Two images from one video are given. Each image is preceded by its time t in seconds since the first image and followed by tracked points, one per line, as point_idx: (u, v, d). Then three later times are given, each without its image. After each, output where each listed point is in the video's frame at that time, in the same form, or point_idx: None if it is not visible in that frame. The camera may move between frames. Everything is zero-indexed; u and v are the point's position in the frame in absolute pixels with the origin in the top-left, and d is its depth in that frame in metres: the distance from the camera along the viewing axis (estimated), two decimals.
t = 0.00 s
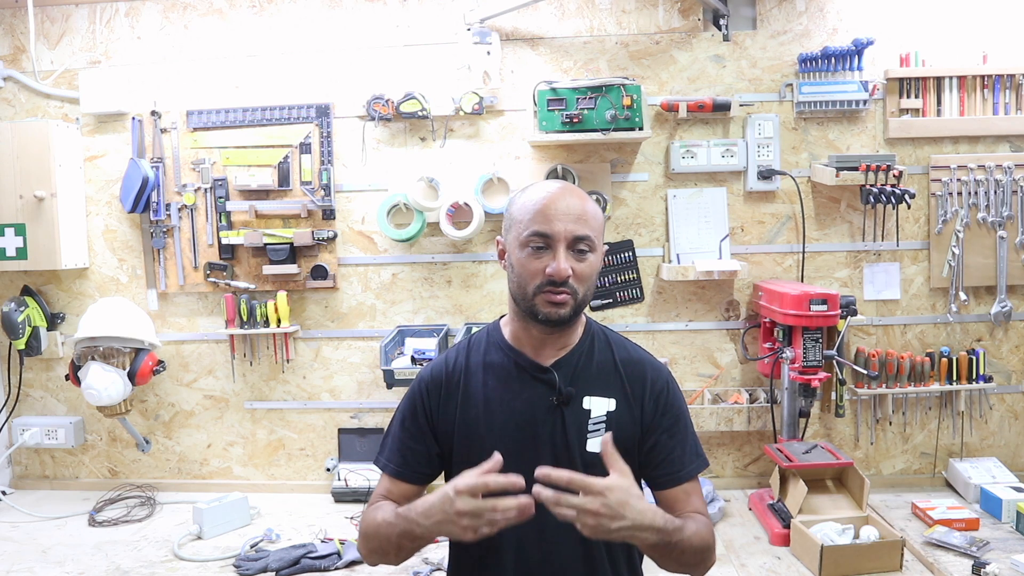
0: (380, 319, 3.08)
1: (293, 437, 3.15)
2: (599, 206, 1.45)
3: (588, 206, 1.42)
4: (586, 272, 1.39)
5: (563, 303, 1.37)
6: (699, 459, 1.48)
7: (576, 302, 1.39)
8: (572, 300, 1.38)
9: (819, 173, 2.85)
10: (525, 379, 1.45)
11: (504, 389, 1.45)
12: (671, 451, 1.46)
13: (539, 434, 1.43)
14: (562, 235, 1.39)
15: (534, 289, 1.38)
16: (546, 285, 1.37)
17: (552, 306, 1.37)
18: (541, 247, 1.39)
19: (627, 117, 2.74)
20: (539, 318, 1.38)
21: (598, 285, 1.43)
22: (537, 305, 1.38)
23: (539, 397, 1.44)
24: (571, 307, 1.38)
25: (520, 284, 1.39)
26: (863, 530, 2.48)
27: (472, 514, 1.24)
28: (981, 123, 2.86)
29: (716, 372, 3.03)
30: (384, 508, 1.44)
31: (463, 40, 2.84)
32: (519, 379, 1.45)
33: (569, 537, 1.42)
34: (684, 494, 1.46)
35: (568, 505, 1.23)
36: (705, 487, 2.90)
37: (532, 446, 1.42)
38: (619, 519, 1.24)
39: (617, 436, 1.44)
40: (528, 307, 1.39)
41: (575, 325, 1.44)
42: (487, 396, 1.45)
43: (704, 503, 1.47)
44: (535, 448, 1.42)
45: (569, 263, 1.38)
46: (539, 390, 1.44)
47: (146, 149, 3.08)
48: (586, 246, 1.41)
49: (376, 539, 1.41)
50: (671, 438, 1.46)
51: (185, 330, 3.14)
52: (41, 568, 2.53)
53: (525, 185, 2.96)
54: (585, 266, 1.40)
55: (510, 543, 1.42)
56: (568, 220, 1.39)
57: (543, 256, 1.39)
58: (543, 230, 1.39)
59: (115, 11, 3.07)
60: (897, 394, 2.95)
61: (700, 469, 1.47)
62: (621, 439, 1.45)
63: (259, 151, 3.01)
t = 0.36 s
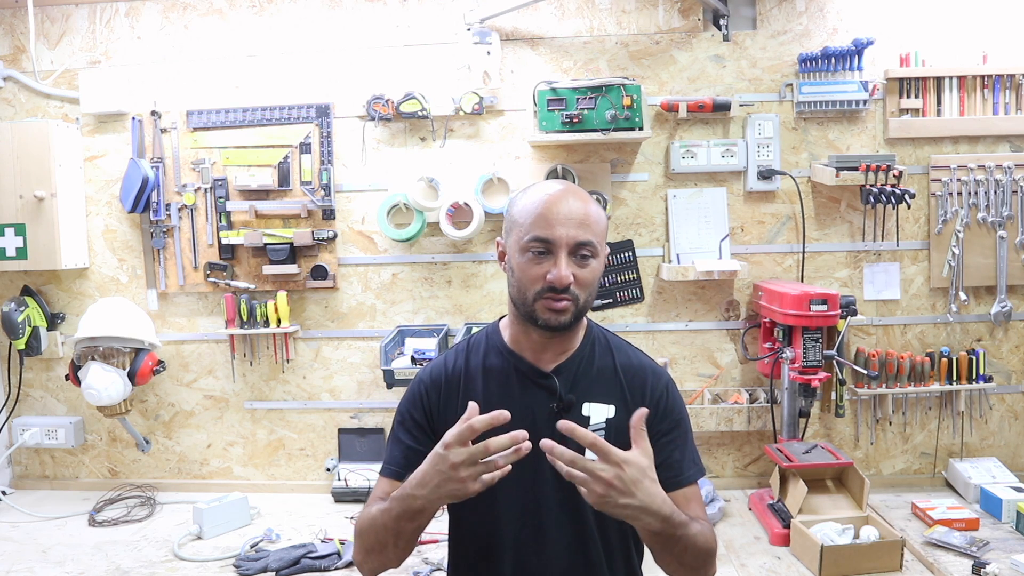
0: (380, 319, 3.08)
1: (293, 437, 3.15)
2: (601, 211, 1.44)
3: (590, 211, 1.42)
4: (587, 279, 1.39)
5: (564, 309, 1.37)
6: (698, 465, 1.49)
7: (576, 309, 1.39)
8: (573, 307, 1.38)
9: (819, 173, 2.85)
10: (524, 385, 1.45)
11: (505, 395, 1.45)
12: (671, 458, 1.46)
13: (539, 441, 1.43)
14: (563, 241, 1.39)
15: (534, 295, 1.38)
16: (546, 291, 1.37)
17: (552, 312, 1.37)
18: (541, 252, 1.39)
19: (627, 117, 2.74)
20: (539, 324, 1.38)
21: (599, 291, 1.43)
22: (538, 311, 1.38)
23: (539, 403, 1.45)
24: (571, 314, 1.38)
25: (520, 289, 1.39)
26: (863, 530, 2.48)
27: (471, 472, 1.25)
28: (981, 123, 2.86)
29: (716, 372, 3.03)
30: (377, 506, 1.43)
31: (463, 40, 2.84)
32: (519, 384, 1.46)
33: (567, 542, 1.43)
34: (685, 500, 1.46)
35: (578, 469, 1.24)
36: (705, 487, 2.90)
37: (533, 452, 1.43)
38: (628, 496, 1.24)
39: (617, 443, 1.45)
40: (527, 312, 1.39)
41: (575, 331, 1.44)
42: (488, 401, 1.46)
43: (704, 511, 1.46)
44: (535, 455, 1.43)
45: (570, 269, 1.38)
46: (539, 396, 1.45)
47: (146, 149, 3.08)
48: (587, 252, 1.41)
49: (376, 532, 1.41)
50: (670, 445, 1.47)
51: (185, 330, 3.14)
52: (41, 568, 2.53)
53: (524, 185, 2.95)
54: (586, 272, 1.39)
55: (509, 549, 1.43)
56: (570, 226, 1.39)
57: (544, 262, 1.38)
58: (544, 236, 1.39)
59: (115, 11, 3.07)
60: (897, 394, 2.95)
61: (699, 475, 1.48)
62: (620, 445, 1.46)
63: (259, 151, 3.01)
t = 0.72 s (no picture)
0: (380, 319, 3.08)
1: (293, 437, 3.15)
2: (605, 221, 1.43)
3: (592, 221, 1.41)
4: (590, 291, 1.39)
5: (566, 324, 1.37)
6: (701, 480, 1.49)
7: (579, 323, 1.39)
8: (575, 320, 1.38)
9: (819, 173, 2.85)
10: (526, 399, 1.45)
11: (506, 409, 1.46)
12: (671, 476, 1.46)
13: (541, 456, 1.43)
14: (565, 252, 1.38)
15: (536, 309, 1.38)
16: (548, 304, 1.37)
17: (555, 327, 1.38)
18: (543, 264, 1.38)
19: (627, 116, 2.74)
20: (541, 339, 1.39)
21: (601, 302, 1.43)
22: (540, 326, 1.38)
23: (541, 417, 1.45)
24: (574, 328, 1.38)
25: (522, 303, 1.39)
26: (863, 530, 2.48)
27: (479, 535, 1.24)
28: (981, 123, 2.86)
29: (716, 372, 3.03)
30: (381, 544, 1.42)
31: (463, 40, 2.84)
32: (520, 398, 1.46)
33: (567, 558, 1.44)
34: (688, 520, 1.46)
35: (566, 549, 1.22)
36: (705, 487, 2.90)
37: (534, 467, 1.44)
38: None
39: (619, 457, 1.46)
40: (529, 325, 1.39)
41: (576, 343, 1.44)
42: (488, 415, 1.46)
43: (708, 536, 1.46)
44: (537, 470, 1.43)
45: (573, 283, 1.38)
46: (541, 411, 1.45)
47: (146, 149, 3.08)
48: (589, 264, 1.40)
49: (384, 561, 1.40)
50: (671, 460, 1.47)
51: (185, 330, 3.14)
52: (41, 568, 2.53)
53: (524, 185, 2.95)
54: (589, 284, 1.39)
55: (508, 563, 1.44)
56: (572, 237, 1.38)
57: (547, 275, 1.38)
58: (546, 248, 1.38)
59: (115, 11, 3.07)
60: (897, 394, 2.95)
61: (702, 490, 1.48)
62: (622, 460, 1.46)
63: (259, 151, 3.01)
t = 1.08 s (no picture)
0: (380, 319, 3.08)
1: (293, 437, 3.15)
2: (590, 202, 1.44)
3: (575, 202, 1.42)
4: (580, 269, 1.39)
5: (559, 304, 1.37)
6: (702, 471, 1.49)
7: (572, 302, 1.38)
8: (569, 300, 1.38)
9: (819, 173, 2.85)
10: (528, 390, 1.45)
11: (509, 400, 1.45)
12: (669, 467, 1.47)
13: (545, 447, 1.43)
14: (551, 234, 1.39)
15: (528, 290, 1.38)
16: (540, 287, 1.37)
17: (549, 308, 1.37)
18: (531, 248, 1.39)
19: (627, 117, 2.74)
20: (536, 321, 1.38)
21: (594, 282, 1.42)
22: (533, 308, 1.38)
23: (544, 408, 1.44)
24: (568, 307, 1.37)
25: (514, 287, 1.39)
26: (863, 530, 2.48)
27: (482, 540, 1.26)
28: (981, 123, 2.86)
29: (716, 372, 3.03)
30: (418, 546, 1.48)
31: (463, 40, 2.84)
32: (522, 390, 1.45)
33: (572, 549, 1.44)
34: (675, 512, 1.49)
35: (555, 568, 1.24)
36: (705, 487, 2.90)
37: (537, 458, 1.43)
38: None
39: (622, 448, 1.45)
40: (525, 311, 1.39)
41: (574, 328, 1.44)
42: (491, 407, 1.46)
43: (691, 528, 1.50)
44: (540, 461, 1.43)
45: (561, 262, 1.38)
46: (543, 402, 1.44)
47: (146, 149, 3.08)
48: (577, 243, 1.41)
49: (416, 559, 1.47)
50: (671, 451, 1.47)
51: (185, 330, 3.14)
52: (41, 568, 2.53)
53: (524, 185, 2.95)
54: (578, 263, 1.39)
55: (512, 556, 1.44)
56: (556, 218, 1.39)
57: (535, 257, 1.39)
58: (532, 230, 1.39)
59: (115, 11, 3.07)
60: (897, 394, 2.95)
61: (699, 482, 1.49)
62: (625, 451, 1.46)
63: (259, 151, 3.01)
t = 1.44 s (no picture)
0: (380, 319, 3.08)
1: (293, 437, 3.15)
2: (562, 192, 1.48)
3: (547, 192, 1.46)
4: (558, 255, 1.42)
5: (542, 289, 1.40)
6: (698, 446, 1.47)
7: (555, 287, 1.41)
8: (551, 285, 1.41)
9: (819, 173, 2.85)
10: (523, 371, 1.46)
11: (504, 382, 1.46)
12: (665, 443, 1.45)
13: (539, 424, 1.43)
14: (527, 225, 1.43)
15: (510, 281, 1.41)
16: (522, 276, 1.40)
17: (533, 295, 1.40)
18: (510, 241, 1.44)
19: (627, 117, 2.74)
20: (523, 309, 1.41)
21: (575, 266, 1.45)
22: (518, 297, 1.41)
23: (538, 387, 1.44)
24: (550, 292, 1.40)
25: (499, 281, 1.43)
26: (863, 530, 2.48)
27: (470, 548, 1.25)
28: (981, 123, 2.86)
29: (716, 372, 3.03)
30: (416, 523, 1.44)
31: (463, 40, 2.84)
32: (517, 372, 1.46)
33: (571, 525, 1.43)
34: (673, 488, 1.46)
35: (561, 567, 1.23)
36: (705, 487, 2.91)
37: (533, 436, 1.43)
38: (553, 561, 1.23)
39: (616, 423, 1.44)
40: (510, 302, 1.43)
41: (562, 313, 1.46)
42: (486, 390, 1.46)
43: (691, 502, 1.46)
44: (535, 439, 1.43)
45: (539, 250, 1.41)
46: (537, 382, 1.45)
47: (146, 149, 3.08)
48: (554, 231, 1.44)
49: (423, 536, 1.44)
50: (666, 426, 1.45)
51: (185, 330, 3.14)
52: (41, 568, 2.53)
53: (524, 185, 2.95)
54: (556, 249, 1.42)
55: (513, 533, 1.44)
56: (529, 210, 1.44)
57: (515, 249, 1.43)
58: (508, 224, 1.43)
59: (115, 11, 3.07)
60: (897, 394, 2.95)
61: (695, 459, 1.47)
62: (619, 427, 1.45)
63: (259, 151, 3.01)
